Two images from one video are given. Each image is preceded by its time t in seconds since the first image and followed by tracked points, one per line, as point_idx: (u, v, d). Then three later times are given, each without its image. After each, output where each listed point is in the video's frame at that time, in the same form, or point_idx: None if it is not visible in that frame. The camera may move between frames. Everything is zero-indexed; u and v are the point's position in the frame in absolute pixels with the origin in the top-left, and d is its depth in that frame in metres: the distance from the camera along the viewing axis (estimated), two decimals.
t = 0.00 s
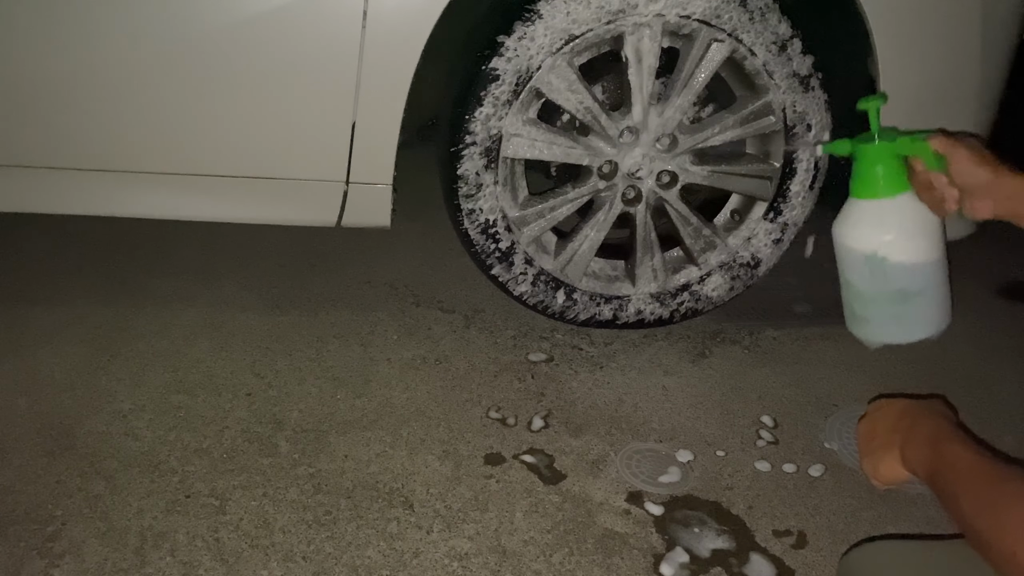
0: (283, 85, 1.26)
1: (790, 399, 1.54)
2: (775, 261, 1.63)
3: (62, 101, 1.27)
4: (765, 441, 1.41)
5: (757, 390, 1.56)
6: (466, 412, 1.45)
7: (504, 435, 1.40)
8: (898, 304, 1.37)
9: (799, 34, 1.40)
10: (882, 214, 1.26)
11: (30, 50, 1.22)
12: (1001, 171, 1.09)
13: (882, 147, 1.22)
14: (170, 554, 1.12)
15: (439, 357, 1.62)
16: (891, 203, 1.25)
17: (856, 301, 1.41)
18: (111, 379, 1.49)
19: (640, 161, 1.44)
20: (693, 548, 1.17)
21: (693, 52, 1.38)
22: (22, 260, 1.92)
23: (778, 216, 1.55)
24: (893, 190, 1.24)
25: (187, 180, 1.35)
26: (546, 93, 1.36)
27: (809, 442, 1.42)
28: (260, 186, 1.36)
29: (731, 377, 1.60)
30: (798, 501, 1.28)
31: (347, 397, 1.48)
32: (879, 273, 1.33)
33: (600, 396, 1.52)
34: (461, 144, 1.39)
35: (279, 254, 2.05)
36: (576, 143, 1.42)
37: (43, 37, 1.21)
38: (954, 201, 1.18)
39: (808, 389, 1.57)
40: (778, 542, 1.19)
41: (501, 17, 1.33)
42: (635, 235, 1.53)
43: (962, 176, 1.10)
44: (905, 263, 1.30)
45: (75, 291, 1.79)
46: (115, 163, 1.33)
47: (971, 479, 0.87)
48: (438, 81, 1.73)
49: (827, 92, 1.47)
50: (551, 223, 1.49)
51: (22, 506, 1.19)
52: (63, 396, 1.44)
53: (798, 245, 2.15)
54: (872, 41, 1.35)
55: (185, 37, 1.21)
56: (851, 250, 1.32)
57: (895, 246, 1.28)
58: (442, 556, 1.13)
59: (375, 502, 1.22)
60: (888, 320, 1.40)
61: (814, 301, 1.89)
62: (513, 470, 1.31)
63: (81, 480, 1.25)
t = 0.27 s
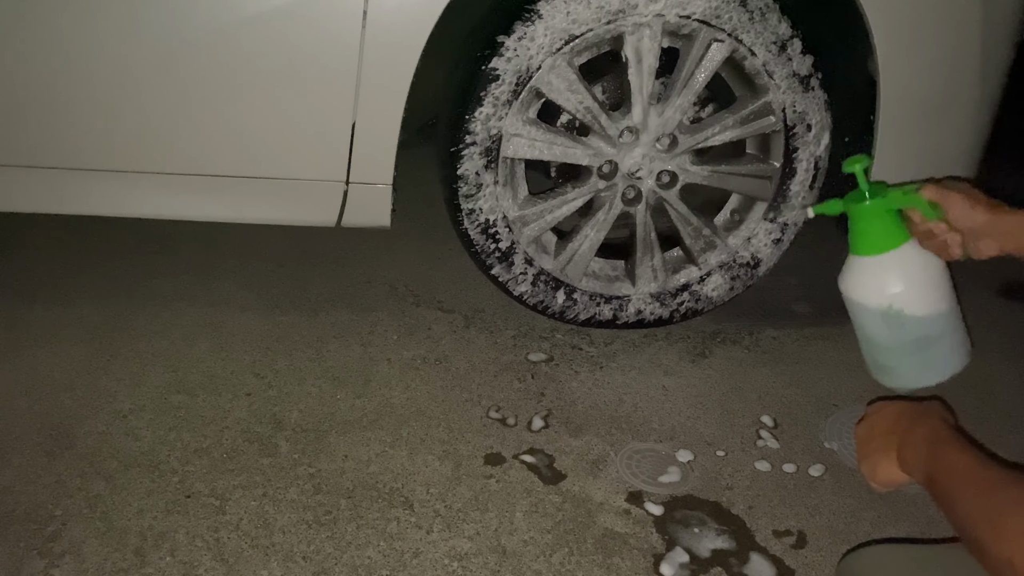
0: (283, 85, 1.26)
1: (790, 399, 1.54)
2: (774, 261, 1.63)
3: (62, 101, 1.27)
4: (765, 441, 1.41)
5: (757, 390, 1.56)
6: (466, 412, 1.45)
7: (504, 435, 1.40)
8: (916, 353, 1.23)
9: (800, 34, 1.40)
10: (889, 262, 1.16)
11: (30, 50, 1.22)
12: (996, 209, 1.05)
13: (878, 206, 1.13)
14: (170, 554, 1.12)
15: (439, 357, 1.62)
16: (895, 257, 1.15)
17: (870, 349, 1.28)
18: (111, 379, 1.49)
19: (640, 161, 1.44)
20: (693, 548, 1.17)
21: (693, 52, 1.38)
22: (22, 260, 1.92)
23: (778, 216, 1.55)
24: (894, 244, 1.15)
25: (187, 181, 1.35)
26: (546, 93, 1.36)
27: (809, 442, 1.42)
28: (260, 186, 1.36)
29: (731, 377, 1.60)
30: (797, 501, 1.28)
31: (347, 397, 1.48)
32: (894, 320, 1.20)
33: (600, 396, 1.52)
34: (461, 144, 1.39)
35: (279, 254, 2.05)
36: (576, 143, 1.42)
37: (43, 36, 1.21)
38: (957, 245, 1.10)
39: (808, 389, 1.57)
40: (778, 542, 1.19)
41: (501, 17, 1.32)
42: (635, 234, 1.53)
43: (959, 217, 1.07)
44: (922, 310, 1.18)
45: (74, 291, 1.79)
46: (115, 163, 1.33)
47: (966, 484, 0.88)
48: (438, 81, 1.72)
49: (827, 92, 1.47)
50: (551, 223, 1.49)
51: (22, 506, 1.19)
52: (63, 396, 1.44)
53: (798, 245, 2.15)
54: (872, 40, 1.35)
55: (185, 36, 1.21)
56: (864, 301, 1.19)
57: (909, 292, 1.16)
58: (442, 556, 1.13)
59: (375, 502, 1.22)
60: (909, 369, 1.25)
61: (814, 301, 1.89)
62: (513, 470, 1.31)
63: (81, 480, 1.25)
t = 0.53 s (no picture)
0: (283, 85, 1.26)
1: (790, 399, 1.54)
2: (774, 261, 1.63)
3: (62, 101, 1.27)
4: (765, 441, 1.41)
5: (757, 390, 1.56)
6: (466, 412, 1.45)
7: (504, 435, 1.40)
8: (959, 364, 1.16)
9: (800, 34, 1.40)
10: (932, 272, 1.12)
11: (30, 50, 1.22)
12: (1022, 220, 1.08)
13: (909, 213, 1.10)
14: (170, 553, 1.12)
15: (439, 357, 1.62)
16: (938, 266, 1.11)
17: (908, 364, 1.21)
18: (111, 379, 1.49)
19: (640, 161, 1.44)
20: (693, 548, 1.17)
21: (693, 52, 1.38)
22: (22, 260, 1.92)
23: (778, 216, 1.55)
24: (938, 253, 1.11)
25: (186, 181, 1.35)
26: (547, 93, 1.36)
27: (810, 442, 1.42)
28: (260, 186, 1.36)
29: (731, 377, 1.60)
30: (798, 501, 1.28)
31: (347, 397, 1.48)
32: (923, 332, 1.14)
33: (600, 395, 1.52)
34: (461, 144, 1.39)
35: (279, 254, 2.05)
36: (576, 143, 1.42)
37: (43, 36, 1.21)
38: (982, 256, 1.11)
39: (809, 389, 1.57)
40: (779, 542, 1.19)
41: (501, 17, 1.32)
42: (635, 234, 1.53)
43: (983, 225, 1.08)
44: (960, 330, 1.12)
45: (75, 291, 1.79)
46: (115, 163, 1.33)
47: (957, 487, 0.87)
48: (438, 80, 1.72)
49: (827, 92, 1.47)
50: (551, 223, 1.49)
51: (22, 506, 1.19)
52: (63, 396, 1.44)
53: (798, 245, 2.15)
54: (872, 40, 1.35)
55: (185, 37, 1.21)
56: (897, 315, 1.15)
57: (944, 309, 1.11)
58: (442, 556, 1.13)
59: (375, 502, 1.22)
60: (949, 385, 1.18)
61: (814, 301, 1.89)
62: (512, 470, 1.31)
63: (81, 480, 1.25)
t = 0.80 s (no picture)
0: (283, 85, 1.26)
1: (790, 399, 1.54)
2: (775, 261, 1.63)
3: (62, 101, 1.27)
4: (765, 441, 1.41)
5: (757, 390, 1.56)
6: (466, 412, 1.45)
7: (504, 435, 1.40)
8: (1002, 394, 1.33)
9: (800, 34, 1.40)
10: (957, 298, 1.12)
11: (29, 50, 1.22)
12: None
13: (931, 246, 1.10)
14: (170, 553, 1.12)
15: (439, 357, 1.62)
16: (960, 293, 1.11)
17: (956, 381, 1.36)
18: (111, 379, 1.49)
19: (640, 161, 1.44)
20: (693, 548, 1.17)
21: (693, 52, 1.38)
22: (22, 260, 1.92)
23: (778, 216, 1.55)
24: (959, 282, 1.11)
25: (186, 181, 1.35)
26: (546, 93, 1.36)
27: (810, 442, 1.42)
28: (260, 187, 1.36)
29: (731, 377, 1.60)
30: (798, 501, 1.28)
31: (347, 397, 1.48)
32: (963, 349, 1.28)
33: (600, 395, 1.52)
34: (461, 144, 1.39)
35: (279, 254, 2.05)
36: (576, 143, 1.42)
37: (43, 36, 1.21)
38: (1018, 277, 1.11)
39: (809, 390, 1.57)
40: (778, 542, 1.19)
41: (501, 17, 1.32)
42: (635, 234, 1.53)
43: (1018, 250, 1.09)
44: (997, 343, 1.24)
45: (75, 291, 1.79)
46: (115, 163, 1.33)
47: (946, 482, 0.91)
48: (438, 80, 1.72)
49: (827, 92, 1.47)
50: (551, 223, 1.49)
51: (22, 506, 1.19)
52: (63, 396, 1.44)
53: (798, 245, 2.15)
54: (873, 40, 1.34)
55: (184, 37, 1.21)
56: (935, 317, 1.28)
57: (992, 324, 1.22)
58: (442, 556, 1.13)
59: (375, 502, 1.22)
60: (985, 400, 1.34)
61: (814, 301, 1.89)
62: (512, 470, 1.31)
63: (82, 480, 1.25)
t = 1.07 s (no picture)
0: (283, 85, 1.26)
1: (790, 399, 1.54)
2: (775, 261, 1.63)
3: (62, 101, 1.27)
4: (765, 441, 1.42)
5: (757, 390, 1.56)
6: (466, 412, 1.45)
7: (504, 435, 1.40)
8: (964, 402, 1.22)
9: (800, 34, 1.40)
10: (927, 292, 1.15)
11: (29, 50, 1.22)
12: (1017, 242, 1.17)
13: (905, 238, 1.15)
14: (170, 554, 1.12)
15: (439, 357, 1.62)
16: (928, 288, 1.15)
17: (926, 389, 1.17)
18: (111, 379, 1.49)
19: (640, 161, 1.44)
20: (693, 548, 1.17)
21: (693, 52, 1.38)
22: (22, 260, 1.92)
23: (778, 216, 1.55)
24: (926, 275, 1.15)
25: (186, 180, 1.35)
26: (546, 93, 1.37)
27: (810, 442, 1.42)
28: (260, 186, 1.36)
29: (731, 377, 1.60)
30: (798, 501, 1.28)
31: (347, 397, 1.48)
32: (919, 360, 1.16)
33: (600, 395, 1.52)
34: (461, 144, 1.39)
35: (279, 254, 2.05)
36: (576, 143, 1.42)
37: (44, 37, 1.21)
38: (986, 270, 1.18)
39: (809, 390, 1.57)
40: (779, 542, 1.19)
41: (501, 17, 1.32)
42: (635, 234, 1.53)
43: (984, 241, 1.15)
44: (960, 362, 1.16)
45: (75, 291, 1.80)
46: (115, 163, 1.33)
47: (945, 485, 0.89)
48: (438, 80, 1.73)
49: (827, 92, 1.47)
50: (551, 223, 1.49)
51: (22, 506, 1.19)
52: (63, 396, 1.44)
53: (798, 245, 2.15)
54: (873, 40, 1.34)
55: (184, 37, 1.21)
56: (883, 344, 1.16)
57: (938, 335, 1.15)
58: (442, 556, 1.13)
59: (375, 502, 1.22)
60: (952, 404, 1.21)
61: (815, 301, 1.89)
62: (512, 470, 1.31)
63: (82, 480, 1.25)
